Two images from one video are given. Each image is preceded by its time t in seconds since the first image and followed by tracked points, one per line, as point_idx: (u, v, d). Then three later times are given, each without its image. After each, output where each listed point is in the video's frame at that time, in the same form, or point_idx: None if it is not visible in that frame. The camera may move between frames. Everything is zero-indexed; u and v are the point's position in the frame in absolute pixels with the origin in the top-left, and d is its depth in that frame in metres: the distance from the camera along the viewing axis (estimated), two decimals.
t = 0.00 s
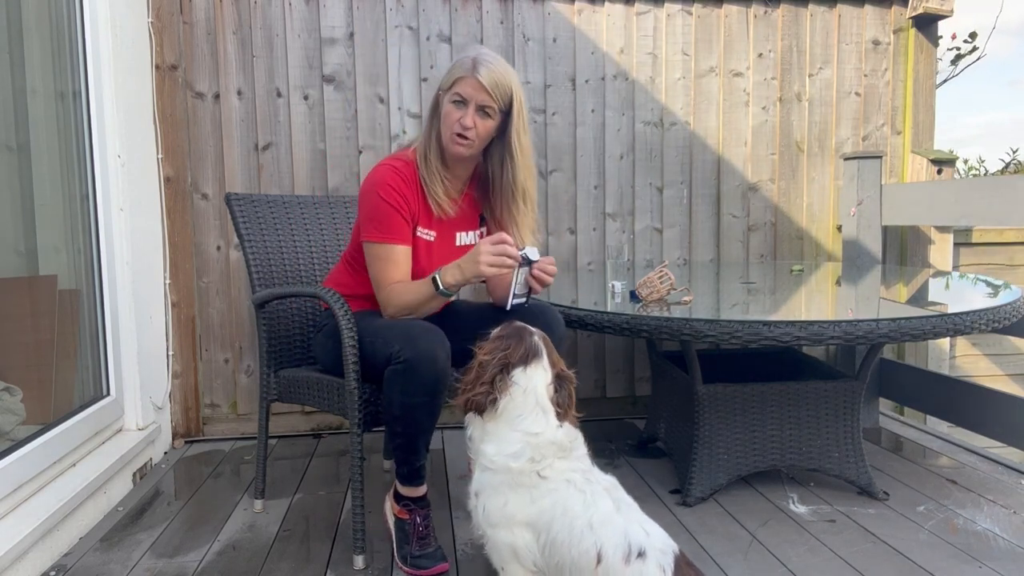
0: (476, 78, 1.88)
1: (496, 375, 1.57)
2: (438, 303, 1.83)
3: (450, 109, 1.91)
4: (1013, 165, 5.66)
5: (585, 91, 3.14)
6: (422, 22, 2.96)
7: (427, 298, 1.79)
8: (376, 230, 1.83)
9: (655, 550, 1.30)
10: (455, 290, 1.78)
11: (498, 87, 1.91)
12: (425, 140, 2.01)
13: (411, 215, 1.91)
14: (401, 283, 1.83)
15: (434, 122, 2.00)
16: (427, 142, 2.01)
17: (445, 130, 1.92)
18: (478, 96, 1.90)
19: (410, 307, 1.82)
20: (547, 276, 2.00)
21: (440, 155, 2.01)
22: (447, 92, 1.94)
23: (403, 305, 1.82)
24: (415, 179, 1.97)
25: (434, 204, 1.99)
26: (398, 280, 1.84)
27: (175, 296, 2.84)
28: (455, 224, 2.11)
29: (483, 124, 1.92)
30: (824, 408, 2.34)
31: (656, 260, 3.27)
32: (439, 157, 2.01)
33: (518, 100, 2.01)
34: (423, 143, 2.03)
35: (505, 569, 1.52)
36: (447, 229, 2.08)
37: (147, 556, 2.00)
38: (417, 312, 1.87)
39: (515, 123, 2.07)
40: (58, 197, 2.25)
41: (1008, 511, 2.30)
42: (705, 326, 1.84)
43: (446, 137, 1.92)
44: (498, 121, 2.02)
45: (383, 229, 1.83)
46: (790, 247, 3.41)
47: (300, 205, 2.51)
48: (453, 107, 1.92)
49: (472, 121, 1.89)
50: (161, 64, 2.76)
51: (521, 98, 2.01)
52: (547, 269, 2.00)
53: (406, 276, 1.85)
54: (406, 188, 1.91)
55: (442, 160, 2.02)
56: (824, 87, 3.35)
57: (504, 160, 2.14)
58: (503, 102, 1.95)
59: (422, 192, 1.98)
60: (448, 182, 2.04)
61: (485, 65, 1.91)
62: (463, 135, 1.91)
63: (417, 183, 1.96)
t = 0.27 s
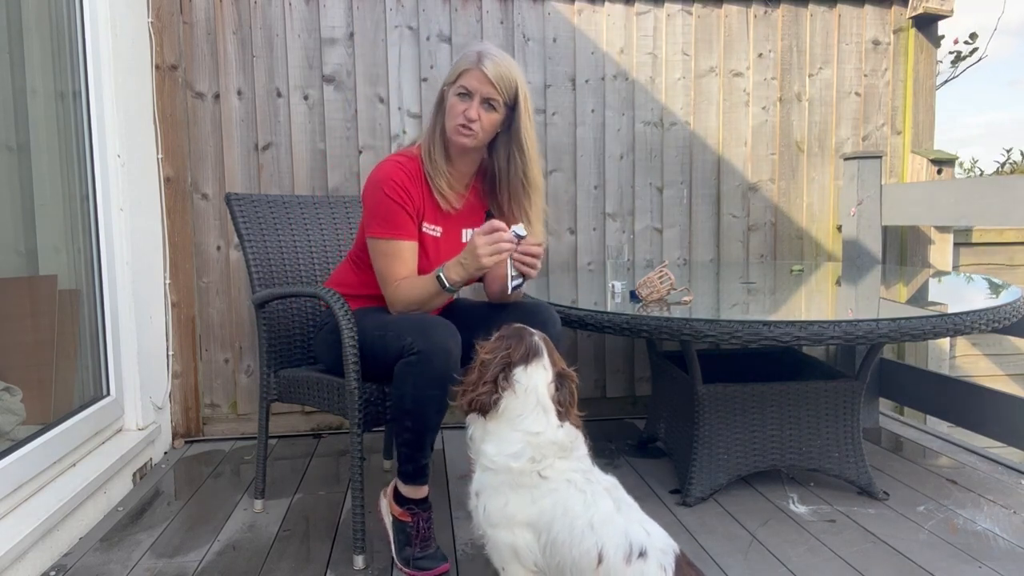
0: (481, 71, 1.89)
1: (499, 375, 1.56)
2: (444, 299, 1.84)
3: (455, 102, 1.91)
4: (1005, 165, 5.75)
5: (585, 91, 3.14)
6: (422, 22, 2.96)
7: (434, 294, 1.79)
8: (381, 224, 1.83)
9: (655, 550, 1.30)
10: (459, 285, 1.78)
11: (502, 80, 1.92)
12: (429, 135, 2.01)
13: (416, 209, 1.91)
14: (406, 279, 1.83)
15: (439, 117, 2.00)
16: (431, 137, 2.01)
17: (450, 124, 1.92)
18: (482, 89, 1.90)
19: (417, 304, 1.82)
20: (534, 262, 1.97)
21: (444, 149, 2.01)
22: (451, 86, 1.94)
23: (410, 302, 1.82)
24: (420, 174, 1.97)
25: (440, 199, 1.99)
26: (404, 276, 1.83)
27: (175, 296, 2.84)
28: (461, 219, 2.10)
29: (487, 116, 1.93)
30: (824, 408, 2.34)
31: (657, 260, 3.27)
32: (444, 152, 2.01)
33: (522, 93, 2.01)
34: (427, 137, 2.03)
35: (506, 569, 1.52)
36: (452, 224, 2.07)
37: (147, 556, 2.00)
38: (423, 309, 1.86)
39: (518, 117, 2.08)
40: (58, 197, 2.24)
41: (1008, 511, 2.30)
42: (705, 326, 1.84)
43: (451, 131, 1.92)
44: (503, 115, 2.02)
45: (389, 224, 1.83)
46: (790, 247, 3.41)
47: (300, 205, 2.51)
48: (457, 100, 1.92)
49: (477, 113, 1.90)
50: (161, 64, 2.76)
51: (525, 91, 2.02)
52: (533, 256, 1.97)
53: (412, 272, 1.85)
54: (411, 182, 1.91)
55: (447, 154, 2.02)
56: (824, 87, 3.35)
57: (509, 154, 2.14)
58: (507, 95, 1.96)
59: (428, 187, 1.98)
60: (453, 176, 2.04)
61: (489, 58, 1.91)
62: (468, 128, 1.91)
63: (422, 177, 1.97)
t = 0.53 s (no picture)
0: (487, 77, 1.89)
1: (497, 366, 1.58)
2: (436, 298, 1.84)
3: (460, 106, 1.92)
4: (1001, 165, 5.79)
5: (585, 91, 3.14)
6: (423, 22, 2.96)
7: (426, 293, 1.80)
8: (380, 223, 1.83)
9: (656, 551, 1.31)
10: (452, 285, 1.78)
11: (508, 86, 1.93)
12: (431, 138, 2.01)
13: (416, 210, 1.91)
14: (399, 277, 1.83)
15: (442, 119, 2.00)
16: (433, 139, 2.01)
17: (454, 128, 1.93)
18: (488, 95, 1.91)
19: (408, 301, 1.83)
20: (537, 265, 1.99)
21: (446, 152, 2.01)
22: (456, 89, 1.94)
23: (400, 299, 1.82)
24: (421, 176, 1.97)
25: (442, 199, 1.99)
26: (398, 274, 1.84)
27: (175, 296, 2.84)
28: (461, 220, 2.10)
29: (492, 122, 1.94)
30: (824, 408, 2.34)
31: (656, 260, 3.27)
32: (446, 154, 2.01)
33: (526, 98, 2.02)
34: (429, 140, 2.03)
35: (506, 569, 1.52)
36: (453, 225, 2.07)
37: (147, 556, 2.00)
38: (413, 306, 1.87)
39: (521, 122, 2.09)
40: (58, 197, 2.24)
41: (1007, 511, 2.30)
42: (705, 326, 1.84)
43: (456, 135, 1.92)
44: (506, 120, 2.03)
45: (389, 224, 1.83)
46: (790, 247, 3.41)
47: (300, 205, 2.51)
48: (462, 105, 1.92)
49: (483, 119, 1.90)
50: (161, 64, 2.76)
51: (529, 97, 2.03)
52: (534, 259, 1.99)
53: (406, 271, 1.85)
54: (412, 183, 1.91)
55: (449, 157, 2.03)
56: (824, 87, 3.35)
57: (511, 158, 2.15)
58: (512, 101, 1.97)
59: (430, 189, 1.98)
60: (454, 179, 2.04)
61: (496, 63, 1.92)
62: (473, 133, 1.92)
63: (425, 179, 1.97)
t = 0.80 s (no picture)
0: (491, 79, 1.89)
1: (506, 360, 1.58)
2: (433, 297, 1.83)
3: (463, 108, 1.91)
4: (1002, 166, 5.83)
5: (585, 91, 3.14)
6: (422, 22, 2.96)
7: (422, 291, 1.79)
8: (378, 224, 1.83)
9: (657, 553, 1.31)
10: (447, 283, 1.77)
11: (510, 87, 1.93)
12: (432, 138, 2.01)
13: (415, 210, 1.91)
14: (395, 277, 1.82)
15: (443, 120, 1.99)
16: (434, 139, 2.00)
17: (457, 129, 1.92)
18: (492, 96, 1.91)
19: (405, 301, 1.82)
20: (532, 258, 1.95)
21: (447, 152, 2.01)
22: (458, 90, 1.94)
23: (396, 299, 1.82)
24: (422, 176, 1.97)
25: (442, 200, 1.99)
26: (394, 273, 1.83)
27: (175, 296, 2.84)
28: (461, 220, 2.09)
29: (495, 123, 1.94)
30: (824, 408, 2.34)
31: (656, 260, 3.27)
32: (447, 155, 2.01)
33: (527, 99, 2.03)
34: (430, 140, 2.02)
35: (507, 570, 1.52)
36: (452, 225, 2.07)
37: (147, 556, 2.00)
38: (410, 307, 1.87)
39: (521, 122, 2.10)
40: (58, 196, 2.24)
41: (1008, 511, 2.30)
42: (705, 326, 1.84)
43: (459, 136, 1.92)
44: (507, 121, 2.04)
45: (388, 224, 1.83)
46: (790, 247, 3.41)
47: (300, 205, 2.51)
48: (465, 106, 1.92)
49: (486, 121, 1.91)
50: (161, 64, 2.76)
51: (529, 98, 2.04)
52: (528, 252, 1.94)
53: (402, 271, 1.84)
54: (412, 183, 1.91)
55: (450, 158, 2.02)
56: (824, 87, 3.35)
57: (511, 159, 2.16)
58: (514, 102, 1.98)
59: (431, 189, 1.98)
60: (455, 179, 2.04)
61: (498, 65, 1.92)
62: (476, 135, 1.92)
63: (426, 180, 1.97)
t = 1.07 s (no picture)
0: (493, 73, 1.90)
1: (506, 367, 1.57)
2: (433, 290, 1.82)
3: (466, 103, 1.92)
4: (1005, 164, 5.78)
5: (585, 91, 3.14)
6: (422, 22, 2.96)
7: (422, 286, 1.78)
8: (379, 224, 1.83)
9: (658, 552, 1.31)
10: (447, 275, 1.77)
11: (513, 83, 1.94)
12: (434, 136, 2.01)
13: (416, 209, 1.91)
14: (394, 274, 1.82)
15: (445, 117, 2.00)
16: (436, 137, 2.01)
17: (460, 125, 1.93)
18: (495, 91, 1.91)
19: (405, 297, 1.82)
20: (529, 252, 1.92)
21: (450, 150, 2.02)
22: (460, 87, 1.94)
23: (397, 296, 1.82)
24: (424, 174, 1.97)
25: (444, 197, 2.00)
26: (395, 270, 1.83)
27: (175, 296, 2.84)
28: (462, 219, 2.08)
29: (498, 119, 1.95)
30: (824, 408, 2.34)
31: (656, 260, 3.28)
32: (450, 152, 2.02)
33: (529, 95, 2.04)
34: (432, 138, 2.02)
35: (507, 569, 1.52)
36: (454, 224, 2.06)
37: (147, 556, 2.00)
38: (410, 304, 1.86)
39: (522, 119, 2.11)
40: (58, 196, 2.24)
41: (1007, 511, 2.30)
42: (705, 326, 1.84)
43: (463, 131, 1.92)
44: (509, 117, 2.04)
45: (390, 223, 1.83)
46: (790, 247, 3.41)
47: (301, 205, 2.51)
48: (468, 102, 1.92)
49: (489, 115, 1.91)
50: (161, 64, 2.76)
51: (531, 94, 2.05)
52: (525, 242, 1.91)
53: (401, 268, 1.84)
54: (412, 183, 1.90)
55: (453, 155, 2.03)
56: (824, 87, 3.35)
57: (513, 156, 2.16)
58: (516, 98, 1.98)
59: (433, 186, 1.98)
60: (458, 177, 2.04)
61: (500, 61, 1.93)
62: (480, 129, 1.92)
63: (428, 177, 1.97)
